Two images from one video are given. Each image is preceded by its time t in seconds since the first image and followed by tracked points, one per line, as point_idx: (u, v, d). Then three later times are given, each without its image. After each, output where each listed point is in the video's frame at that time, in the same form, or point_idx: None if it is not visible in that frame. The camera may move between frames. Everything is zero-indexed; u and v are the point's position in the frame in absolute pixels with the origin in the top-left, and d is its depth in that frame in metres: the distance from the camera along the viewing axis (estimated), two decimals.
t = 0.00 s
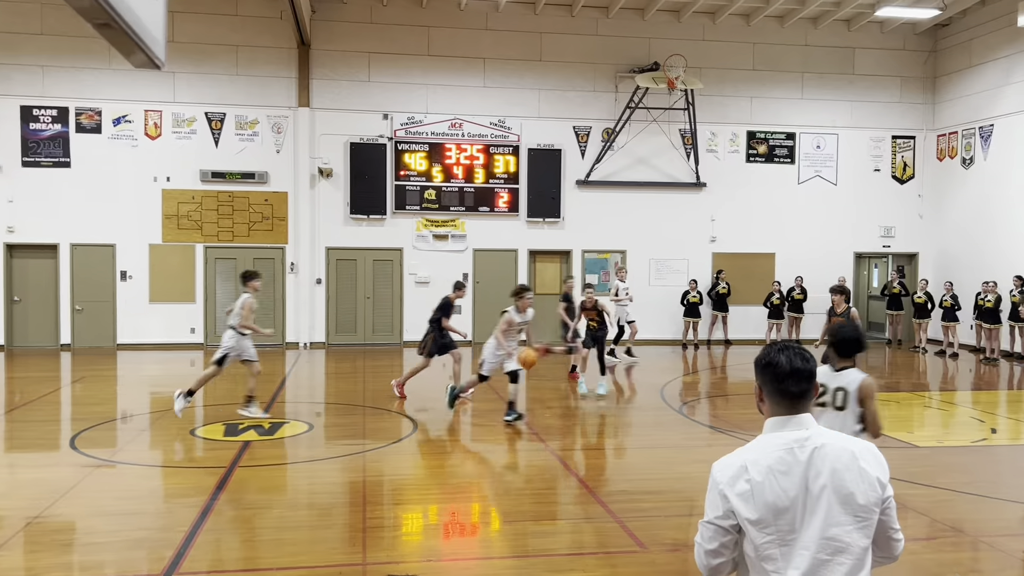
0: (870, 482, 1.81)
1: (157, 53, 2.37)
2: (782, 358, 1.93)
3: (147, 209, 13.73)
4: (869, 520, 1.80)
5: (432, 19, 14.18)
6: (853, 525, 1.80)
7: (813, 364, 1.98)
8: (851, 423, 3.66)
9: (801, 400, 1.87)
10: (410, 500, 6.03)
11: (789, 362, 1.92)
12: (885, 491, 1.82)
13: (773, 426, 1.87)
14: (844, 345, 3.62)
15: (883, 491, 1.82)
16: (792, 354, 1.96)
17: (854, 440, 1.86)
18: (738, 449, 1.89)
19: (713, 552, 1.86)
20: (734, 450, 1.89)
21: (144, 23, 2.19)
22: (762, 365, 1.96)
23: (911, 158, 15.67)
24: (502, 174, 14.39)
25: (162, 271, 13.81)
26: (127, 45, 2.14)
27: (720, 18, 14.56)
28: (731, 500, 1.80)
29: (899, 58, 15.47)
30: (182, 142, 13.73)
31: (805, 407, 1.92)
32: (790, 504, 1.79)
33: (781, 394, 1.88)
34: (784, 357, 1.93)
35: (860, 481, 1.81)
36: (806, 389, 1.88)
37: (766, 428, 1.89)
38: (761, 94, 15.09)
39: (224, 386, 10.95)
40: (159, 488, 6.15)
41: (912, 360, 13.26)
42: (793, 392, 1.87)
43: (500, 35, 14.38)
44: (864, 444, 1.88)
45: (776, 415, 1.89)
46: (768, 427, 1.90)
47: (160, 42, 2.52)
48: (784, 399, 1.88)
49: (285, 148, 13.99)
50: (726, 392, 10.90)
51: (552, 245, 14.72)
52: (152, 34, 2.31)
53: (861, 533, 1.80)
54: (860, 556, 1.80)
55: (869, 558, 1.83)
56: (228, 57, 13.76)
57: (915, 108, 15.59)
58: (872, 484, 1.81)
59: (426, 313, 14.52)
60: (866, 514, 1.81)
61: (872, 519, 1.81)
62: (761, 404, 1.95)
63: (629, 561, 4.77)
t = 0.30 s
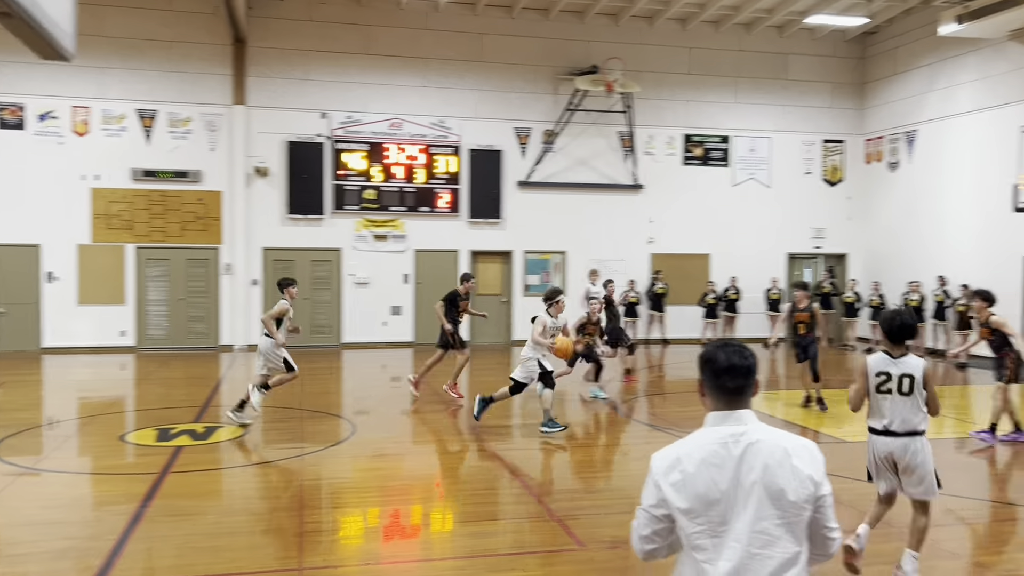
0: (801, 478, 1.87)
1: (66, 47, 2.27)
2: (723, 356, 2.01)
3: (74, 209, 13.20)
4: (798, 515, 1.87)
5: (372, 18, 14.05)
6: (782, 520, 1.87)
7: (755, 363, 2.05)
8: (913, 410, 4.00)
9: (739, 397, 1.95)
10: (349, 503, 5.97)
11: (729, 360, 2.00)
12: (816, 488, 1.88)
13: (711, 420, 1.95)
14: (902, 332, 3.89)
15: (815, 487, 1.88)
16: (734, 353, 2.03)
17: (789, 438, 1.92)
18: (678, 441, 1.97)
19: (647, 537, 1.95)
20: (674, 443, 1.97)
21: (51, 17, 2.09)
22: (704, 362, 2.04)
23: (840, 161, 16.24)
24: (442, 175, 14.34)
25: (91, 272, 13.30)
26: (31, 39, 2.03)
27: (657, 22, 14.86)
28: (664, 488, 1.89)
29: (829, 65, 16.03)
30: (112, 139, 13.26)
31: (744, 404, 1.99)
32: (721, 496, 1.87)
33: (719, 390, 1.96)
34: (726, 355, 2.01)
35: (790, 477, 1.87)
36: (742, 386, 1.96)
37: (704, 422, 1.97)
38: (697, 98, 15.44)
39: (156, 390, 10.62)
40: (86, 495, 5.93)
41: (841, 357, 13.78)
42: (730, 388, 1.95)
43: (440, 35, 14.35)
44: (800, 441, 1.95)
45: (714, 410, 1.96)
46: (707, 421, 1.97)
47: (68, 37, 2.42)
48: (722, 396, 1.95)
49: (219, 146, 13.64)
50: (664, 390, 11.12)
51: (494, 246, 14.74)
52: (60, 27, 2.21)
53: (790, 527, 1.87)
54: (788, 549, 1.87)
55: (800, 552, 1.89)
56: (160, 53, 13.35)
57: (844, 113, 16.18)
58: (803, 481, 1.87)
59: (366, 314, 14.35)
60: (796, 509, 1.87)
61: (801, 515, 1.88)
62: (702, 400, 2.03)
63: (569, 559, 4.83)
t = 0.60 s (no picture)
0: (757, 480, 1.94)
1: None
2: (689, 355, 2.08)
3: None
4: (753, 515, 1.94)
5: (312, 17, 13.83)
6: (737, 519, 1.94)
7: (723, 363, 2.11)
8: (921, 414, 4.30)
9: (703, 397, 2.02)
10: (290, 510, 5.85)
11: (695, 359, 2.06)
12: (771, 489, 1.95)
13: (676, 416, 2.04)
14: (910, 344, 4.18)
15: (771, 489, 1.95)
16: (703, 352, 2.10)
17: (749, 438, 1.99)
18: (645, 436, 2.06)
19: (609, 527, 2.06)
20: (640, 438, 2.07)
21: None
22: (674, 359, 2.11)
23: (777, 165, 16.70)
24: (385, 176, 14.20)
25: (17, 276, 12.71)
26: None
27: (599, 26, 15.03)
28: (623, 481, 2.00)
29: (765, 72, 16.49)
30: (40, 138, 12.69)
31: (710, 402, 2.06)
32: (678, 492, 1.96)
33: (684, 387, 2.04)
34: (693, 355, 2.08)
35: (746, 478, 1.94)
36: (708, 385, 2.03)
37: (670, 419, 2.05)
38: (638, 102, 15.67)
39: (87, 396, 10.22)
40: (12, 507, 5.67)
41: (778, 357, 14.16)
42: (696, 387, 2.02)
43: (382, 35, 14.21)
44: (762, 442, 2.01)
45: (680, 408, 2.04)
46: (673, 417, 2.05)
47: None
48: (687, 394, 2.03)
49: (154, 146, 13.21)
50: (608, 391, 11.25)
51: (438, 247, 14.66)
52: None
53: (745, 526, 1.95)
54: (740, 548, 1.95)
55: (754, 551, 1.97)
56: (91, 50, 12.86)
57: (779, 118, 16.65)
58: (758, 483, 1.94)
59: (307, 317, 14.10)
60: (749, 511, 1.94)
61: (756, 515, 1.95)
62: (670, 396, 2.11)
63: (513, 561, 4.84)
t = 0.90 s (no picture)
0: (722, 477, 1.97)
1: None
2: (659, 355, 2.10)
3: None
4: (717, 511, 1.98)
5: (251, 16, 13.55)
6: (702, 515, 1.98)
7: (693, 363, 2.13)
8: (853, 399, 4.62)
9: (672, 394, 2.06)
10: (229, 519, 5.70)
11: (665, 359, 2.09)
12: (735, 487, 1.98)
13: (646, 413, 2.08)
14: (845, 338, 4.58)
15: (736, 487, 1.98)
16: (674, 351, 2.13)
17: (717, 436, 2.02)
18: (616, 432, 2.11)
19: (581, 520, 2.12)
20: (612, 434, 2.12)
21: None
22: (645, 359, 2.14)
23: (717, 170, 17.01)
24: (327, 178, 14.01)
25: None
26: None
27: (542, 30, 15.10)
28: (592, 475, 2.05)
29: (705, 78, 16.78)
30: None
31: (680, 401, 2.09)
32: (644, 487, 2.00)
33: (654, 385, 2.07)
34: (662, 355, 2.10)
35: (711, 475, 1.98)
36: (676, 385, 2.06)
37: (641, 415, 2.09)
38: (581, 107, 15.78)
39: (12, 405, 9.79)
40: None
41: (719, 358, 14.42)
42: (664, 386, 2.06)
43: (323, 36, 14.02)
44: (730, 440, 2.04)
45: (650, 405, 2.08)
46: (644, 414, 2.09)
47: None
48: (657, 393, 2.06)
49: (86, 146, 12.76)
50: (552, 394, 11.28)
51: (382, 250, 14.51)
52: None
53: (709, 522, 1.99)
54: (704, 543, 1.99)
55: (718, 546, 2.01)
56: (17, 46, 12.35)
57: (719, 124, 16.96)
58: (723, 480, 1.98)
59: (246, 321, 13.80)
60: (714, 507, 1.98)
61: (720, 511, 1.99)
62: (641, 394, 2.14)
63: (456, 566, 4.80)
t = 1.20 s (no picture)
0: (683, 476, 2.07)
1: None
2: (627, 356, 2.21)
3: None
4: (677, 508, 2.07)
5: (193, 14, 13.29)
6: (662, 512, 2.08)
7: (659, 364, 2.24)
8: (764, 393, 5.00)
9: (637, 394, 2.17)
10: (169, 527, 5.55)
11: (631, 359, 2.20)
12: (695, 484, 2.08)
13: (615, 412, 2.19)
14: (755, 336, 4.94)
15: (696, 485, 2.07)
16: (641, 352, 2.24)
17: (681, 436, 2.12)
18: (586, 430, 2.22)
19: (549, 514, 2.24)
20: (580, 431, 2.24)
21: None
22: (614, 359, 2.25)
23: (663, 174, 17.26)
24: (272, 180, 13.82)
25: None
26: None
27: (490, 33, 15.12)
28: (559, 470, 2.16)
29: (652, 83, 16.99)
30: None
31: (646, 400, 2.20)
32: (608, 484, 2.11)
33: (621, 384, 2.18)
34: (630, 355, 2.21)
35: (672, 473, 2.07)
36: (641, 385, 2.17)
37: (610, 414, 2.20)
38: (529, 110, 15.83)
39: None
40: None
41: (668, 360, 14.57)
42: (631, 385, 2.16)
43: (267, 35, 13.82)
44: (694, 440, 2.14)
45: (619, 403, 2.19)
46: (613, 413, 2.20)
47: None
48: (624, 392, 2.17)
49: (19, 145, 12.35)
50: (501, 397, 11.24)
51: (327, 252, 14.36)
52: None
53: (670, 520, 2.08)
54: (663, 540, 2.09)
55: (678, 543, 2.11)
56: None
57: (665, 129, 17.18)
58: (685, 479, 2.07)
59: (188, 326, 13.51)
60: (674, 505, 2.07)
61: (680, 509, 2.08)
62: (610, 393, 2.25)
63: (401, 571, 4.75)
